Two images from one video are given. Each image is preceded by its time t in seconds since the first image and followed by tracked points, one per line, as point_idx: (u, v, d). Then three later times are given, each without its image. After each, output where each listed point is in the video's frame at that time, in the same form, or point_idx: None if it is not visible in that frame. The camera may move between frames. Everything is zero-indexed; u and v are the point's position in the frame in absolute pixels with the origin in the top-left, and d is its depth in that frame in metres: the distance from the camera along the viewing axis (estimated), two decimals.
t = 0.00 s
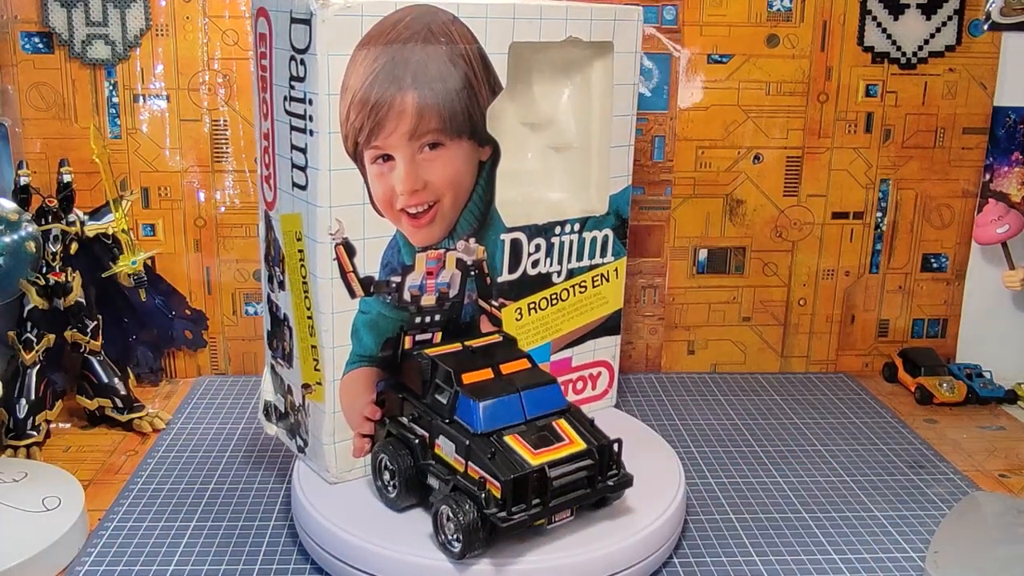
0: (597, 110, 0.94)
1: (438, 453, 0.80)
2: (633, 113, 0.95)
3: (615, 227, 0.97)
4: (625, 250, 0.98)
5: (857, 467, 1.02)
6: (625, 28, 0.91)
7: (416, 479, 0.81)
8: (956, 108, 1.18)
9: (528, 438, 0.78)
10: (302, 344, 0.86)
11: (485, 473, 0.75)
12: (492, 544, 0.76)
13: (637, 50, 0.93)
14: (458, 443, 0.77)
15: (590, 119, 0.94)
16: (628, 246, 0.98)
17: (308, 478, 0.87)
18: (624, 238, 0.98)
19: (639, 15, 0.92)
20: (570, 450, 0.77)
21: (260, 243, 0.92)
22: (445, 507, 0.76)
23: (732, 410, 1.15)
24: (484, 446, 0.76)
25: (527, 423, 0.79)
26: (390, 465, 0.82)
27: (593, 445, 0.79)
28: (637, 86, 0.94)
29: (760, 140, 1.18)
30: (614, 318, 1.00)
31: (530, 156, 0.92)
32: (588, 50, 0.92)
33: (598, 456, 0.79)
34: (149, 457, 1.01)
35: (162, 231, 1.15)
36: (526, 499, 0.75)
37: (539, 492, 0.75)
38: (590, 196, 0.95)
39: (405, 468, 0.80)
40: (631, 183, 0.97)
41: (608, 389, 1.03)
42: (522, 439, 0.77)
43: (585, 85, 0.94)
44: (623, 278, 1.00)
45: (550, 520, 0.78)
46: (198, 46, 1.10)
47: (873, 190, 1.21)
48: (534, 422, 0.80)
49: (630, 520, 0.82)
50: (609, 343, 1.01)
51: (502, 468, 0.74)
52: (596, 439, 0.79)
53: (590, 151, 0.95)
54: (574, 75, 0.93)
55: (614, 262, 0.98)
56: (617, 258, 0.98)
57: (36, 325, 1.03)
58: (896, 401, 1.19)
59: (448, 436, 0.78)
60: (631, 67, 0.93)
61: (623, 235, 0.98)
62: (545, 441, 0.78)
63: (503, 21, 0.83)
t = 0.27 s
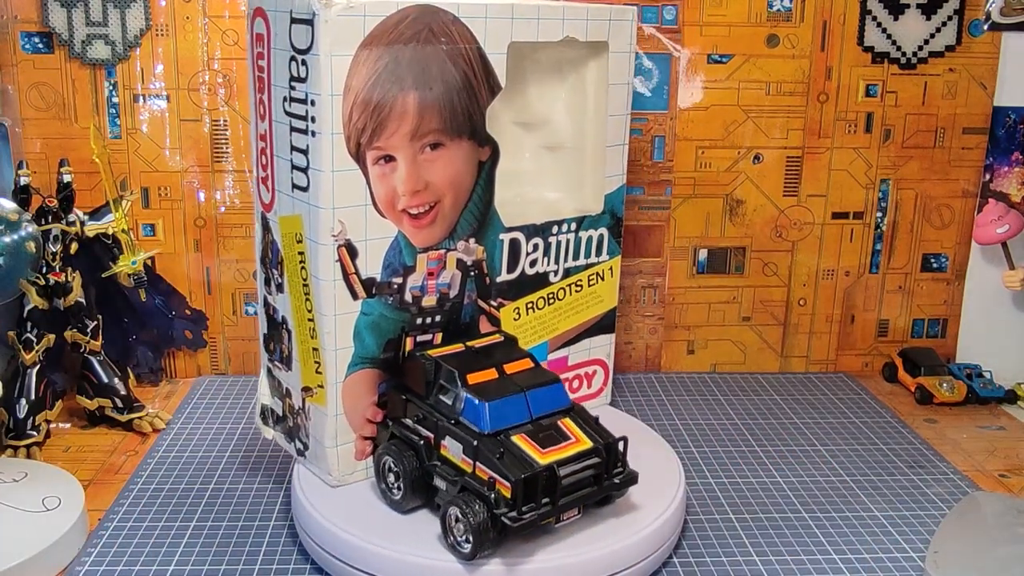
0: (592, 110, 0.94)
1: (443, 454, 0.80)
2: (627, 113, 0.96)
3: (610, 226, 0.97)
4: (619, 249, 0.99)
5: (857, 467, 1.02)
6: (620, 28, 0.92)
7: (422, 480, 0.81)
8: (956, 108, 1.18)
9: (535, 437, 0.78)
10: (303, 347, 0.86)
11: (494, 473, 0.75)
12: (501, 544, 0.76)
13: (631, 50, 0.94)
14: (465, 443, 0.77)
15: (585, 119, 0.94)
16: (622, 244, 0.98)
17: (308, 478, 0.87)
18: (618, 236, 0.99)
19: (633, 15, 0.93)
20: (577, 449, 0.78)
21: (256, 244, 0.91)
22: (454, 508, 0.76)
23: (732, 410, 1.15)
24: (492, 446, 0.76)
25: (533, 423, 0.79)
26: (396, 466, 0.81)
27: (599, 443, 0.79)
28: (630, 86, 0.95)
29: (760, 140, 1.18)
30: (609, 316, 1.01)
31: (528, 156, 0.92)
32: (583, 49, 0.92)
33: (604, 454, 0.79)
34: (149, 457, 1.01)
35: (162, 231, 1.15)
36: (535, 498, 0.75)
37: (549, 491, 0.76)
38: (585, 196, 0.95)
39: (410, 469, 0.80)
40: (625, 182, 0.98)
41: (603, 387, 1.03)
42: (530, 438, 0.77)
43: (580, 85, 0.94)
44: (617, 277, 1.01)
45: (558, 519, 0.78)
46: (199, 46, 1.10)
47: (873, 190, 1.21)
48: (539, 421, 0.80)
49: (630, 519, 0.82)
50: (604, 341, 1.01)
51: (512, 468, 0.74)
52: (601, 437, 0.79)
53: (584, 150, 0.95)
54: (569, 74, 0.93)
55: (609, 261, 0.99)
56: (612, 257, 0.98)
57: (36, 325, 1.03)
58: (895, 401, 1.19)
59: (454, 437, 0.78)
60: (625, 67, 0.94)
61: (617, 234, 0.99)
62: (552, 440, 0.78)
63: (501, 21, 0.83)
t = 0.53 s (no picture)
0: (587, 110, 0.94)
1: (450, 455, 0.79)
2: (622, 112, 0.96)
3: (605, 225, 0.97)
4: (614, 247, 0.99)
5: (857, 467, 1.02)
6: (615, 28, 0.92)
7: (427, 482, 0.80)
8: (956, 108, 1.18)
9: (542, 436, 0.78)
10: (304, 350, 0.85)
11: (503, 473, 0.75)
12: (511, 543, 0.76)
13: (625, 50, 0.94)
14: (473, 444, 0.77)
15: (580, 119, 0.95)
16: (617, 243, 0.99)
17: (309, 479, 0.87)
18: (613, 235, 0.99)
19: (627, 15, 0.93)
20: (584, 448, 0.78)
21: (252, 246, 0.90)
22: (463, 509, 0.75)
23: (732, 410, 1.15)
24: (501, 446, 0.76)
25: (539, 422, 0.79)
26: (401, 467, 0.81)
27: (605, 442, 0.79)
28: (625, 86, 0.95)
29: (760, 140, 1.18)
30: (604, 315, 1.01)
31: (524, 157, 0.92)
32: (578, 49, 0.93)
33: (610, 453, 0.79)
34: (149, 457, 1.01)
35: (162, 232, 1.15)
36: (545, 497, 0.75)
37: (558, 490, 0.76)
38: (580, 195, 0.96)
39: (416, 471, 0.80)
40: (619, 181, 0.98)
41: (598, 384, 1.04)
42: (537, 437, 0.78)
43: (575, 85, 0.94)
44: (612, 276, 1.01)
45: (566, 518, 0.78)
46: (199, 46, 1.10)
47: (873, 190, 1.21)
48: (545, 421, 0.80)
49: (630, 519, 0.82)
50: (599, 339, 1.02)
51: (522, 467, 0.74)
52: (606, 436, 0.80)
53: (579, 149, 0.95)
54: (564, 74, 0.94)
55: (604, 259, 0.99)
56: (607, 256, 0.99)
57: (36, 325, 1.03)
58: (896, 402, 1.19)
59: (461, 437, 0.78)
60: (620, 66, 0.94)
61: (612, 233, 0.99)
62: (559, 439, 0.78)
63: (500, 21, 0.83)
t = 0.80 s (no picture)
0: (581, 110, 0.94)
1: (456, 456, 0.79)
2: (616, 112, 0.97)
3: (599, 224, 0.98)
4: (608, 246, 1.00)
5: (857, 467, 1.02)
6: (610, 28, 0.93)
7: (433, 482, 0.80)
8: (956, 108, 1.18)
9: (549, 436, 0.78)
10: (305, 352, 0.85)
11: (512, 474, 0.74)
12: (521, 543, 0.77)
13: (619, 49, 0.94)
14: (481, 444, 0.77)
15: (576, 119, 0.95)
16: (610, 241, 0.99)
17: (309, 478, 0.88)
18: (607, 234, 0.99)
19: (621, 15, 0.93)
20: (590, 446, 0.78)
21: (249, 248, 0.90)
22: (472, 510, 0.76)
23: (732, 410, 1.15)
24: (510, 446, 0.75)
25: (544, 422, 0.80)
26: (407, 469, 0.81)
27: (611, 440, 0.79)
28: (619, 85, 0.96)
29: (760, 140, 1.18)
30: (598, 313, 1.01)
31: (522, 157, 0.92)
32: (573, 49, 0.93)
33: (616, 451, 0.79)
34: (149, 457, 1.01)
35: (162, 232, 1.15)
36: (555, 496, 0.75)
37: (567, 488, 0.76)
38: (574, 195, 0.96)
39: (422, 472, 0.79)
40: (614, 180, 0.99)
41: (592, 382, 1.04)
42: (544, 437, 0.78)
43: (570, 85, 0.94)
44: (606, 274, 1.01)
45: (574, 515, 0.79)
46: (199, 46, 1.10)
47: (873, 190, 1.21)
48: (551, 420, 0.80)
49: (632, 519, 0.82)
50: (593, 338, 1.02)
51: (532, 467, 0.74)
52: (612, 434, 0.80)
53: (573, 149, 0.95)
54: (558, 75, 0.93)
55: (598, 258, 0.99)
56: (601, 255, 0.99)
57: (36, 325, 1.03)
58: (896, 401, 1.19)
59: (468, 438, 0.78)
60: (613, 66, 0.95)
61: (606, 232, 0.99)
62: (565, 438, 0.78)
63: (500, 21, 0.83)
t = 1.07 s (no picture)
0: (575, 111, 0.95)
1: (462, 457, 0.79)
2: (609, 111, 0.97)
3: (595, 223, 0.98)
4: (603, 245, 1.00)
5: (857, 467, 1.02)
6: (604, 28, 0.92)
7: (439, 483, 0.80)
8: (956, 108, 1.18)
9: (556, 434, 0.78)
10: (306, 355, 0.83)
11: (520, 472, 0.74)
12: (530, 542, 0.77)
13: (613, 49, 0.94)
14: (488, 444, 0.77)
15: (568, 120, 0.95)
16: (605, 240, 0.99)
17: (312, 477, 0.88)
18: (602, 233, 1.00)
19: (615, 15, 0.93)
20: (596, 445, 0.78)
21: (244, 249, 0.88)
22: (482, 510, 0.75)
23: (732, 410, 1.15)
24: (518, 445, 0.75)
25: (550, 421, 0.80)
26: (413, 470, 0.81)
27: (616, 438, 0.79)
28: (613, 85, 0.96)
29: (760, 140, 1.18)
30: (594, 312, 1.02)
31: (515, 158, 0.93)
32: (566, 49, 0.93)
33: (621, 449, 0.80)
34: (149, 457, 1.01)
35: (162, 232, 1.15)
36: (564, 495, 0.75)
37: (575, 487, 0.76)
38: (570, 194, 0.96)
39: (428, 473, 0.79)
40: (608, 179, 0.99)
41: (586, 381, 1.04)
42: (551, 435, 0.78)
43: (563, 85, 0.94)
44: (601, 273, 1.01)
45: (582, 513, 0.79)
46: (198, 46, 1.10)
47: (873, 190, 1.21)
48: (556, 419, 0.80)
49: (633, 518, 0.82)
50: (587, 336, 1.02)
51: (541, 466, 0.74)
52: (616, 432, 0.80)
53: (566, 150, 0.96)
54: (550, 77, 0.94)
55: (593, 257, 0.99)
56: (596, 254, 0.99)
57: (37, 325, 1.03)
58: (896, 401, 1.19)
59: (475, 438, 0.78)
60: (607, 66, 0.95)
61: (601, 230, 0.99)
62: (571, 437, 0.78)
63: (499, 21, 0.83)
